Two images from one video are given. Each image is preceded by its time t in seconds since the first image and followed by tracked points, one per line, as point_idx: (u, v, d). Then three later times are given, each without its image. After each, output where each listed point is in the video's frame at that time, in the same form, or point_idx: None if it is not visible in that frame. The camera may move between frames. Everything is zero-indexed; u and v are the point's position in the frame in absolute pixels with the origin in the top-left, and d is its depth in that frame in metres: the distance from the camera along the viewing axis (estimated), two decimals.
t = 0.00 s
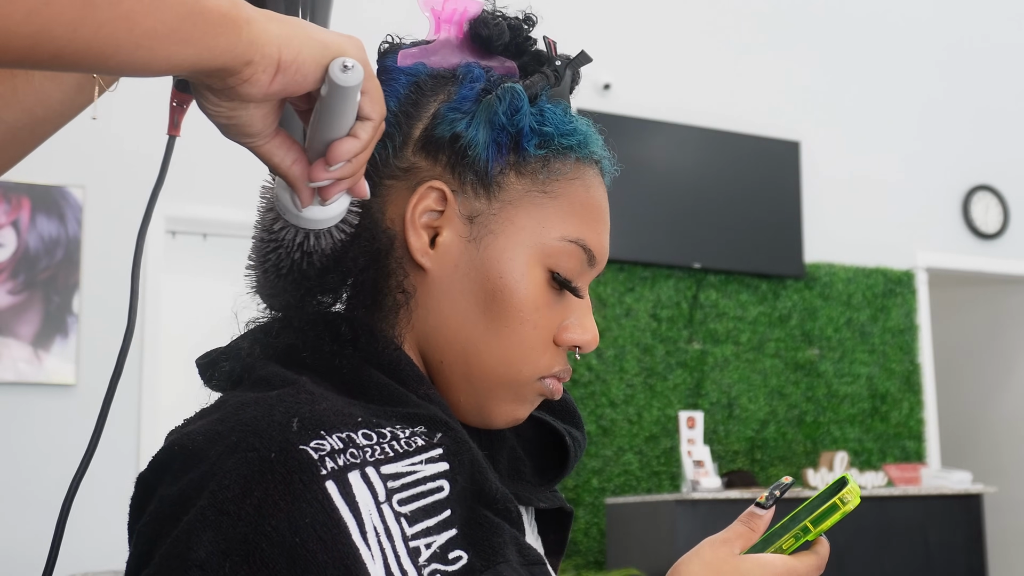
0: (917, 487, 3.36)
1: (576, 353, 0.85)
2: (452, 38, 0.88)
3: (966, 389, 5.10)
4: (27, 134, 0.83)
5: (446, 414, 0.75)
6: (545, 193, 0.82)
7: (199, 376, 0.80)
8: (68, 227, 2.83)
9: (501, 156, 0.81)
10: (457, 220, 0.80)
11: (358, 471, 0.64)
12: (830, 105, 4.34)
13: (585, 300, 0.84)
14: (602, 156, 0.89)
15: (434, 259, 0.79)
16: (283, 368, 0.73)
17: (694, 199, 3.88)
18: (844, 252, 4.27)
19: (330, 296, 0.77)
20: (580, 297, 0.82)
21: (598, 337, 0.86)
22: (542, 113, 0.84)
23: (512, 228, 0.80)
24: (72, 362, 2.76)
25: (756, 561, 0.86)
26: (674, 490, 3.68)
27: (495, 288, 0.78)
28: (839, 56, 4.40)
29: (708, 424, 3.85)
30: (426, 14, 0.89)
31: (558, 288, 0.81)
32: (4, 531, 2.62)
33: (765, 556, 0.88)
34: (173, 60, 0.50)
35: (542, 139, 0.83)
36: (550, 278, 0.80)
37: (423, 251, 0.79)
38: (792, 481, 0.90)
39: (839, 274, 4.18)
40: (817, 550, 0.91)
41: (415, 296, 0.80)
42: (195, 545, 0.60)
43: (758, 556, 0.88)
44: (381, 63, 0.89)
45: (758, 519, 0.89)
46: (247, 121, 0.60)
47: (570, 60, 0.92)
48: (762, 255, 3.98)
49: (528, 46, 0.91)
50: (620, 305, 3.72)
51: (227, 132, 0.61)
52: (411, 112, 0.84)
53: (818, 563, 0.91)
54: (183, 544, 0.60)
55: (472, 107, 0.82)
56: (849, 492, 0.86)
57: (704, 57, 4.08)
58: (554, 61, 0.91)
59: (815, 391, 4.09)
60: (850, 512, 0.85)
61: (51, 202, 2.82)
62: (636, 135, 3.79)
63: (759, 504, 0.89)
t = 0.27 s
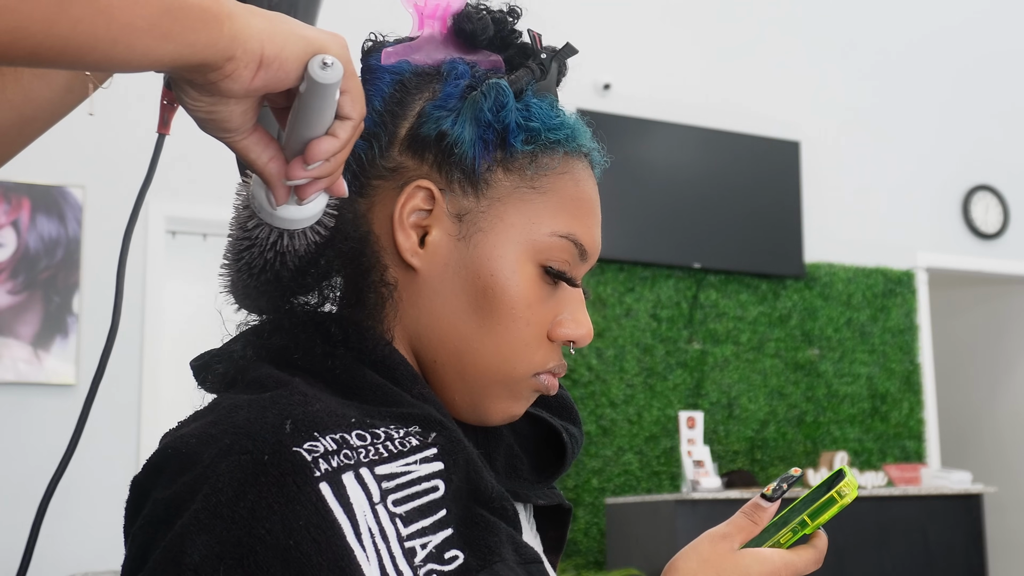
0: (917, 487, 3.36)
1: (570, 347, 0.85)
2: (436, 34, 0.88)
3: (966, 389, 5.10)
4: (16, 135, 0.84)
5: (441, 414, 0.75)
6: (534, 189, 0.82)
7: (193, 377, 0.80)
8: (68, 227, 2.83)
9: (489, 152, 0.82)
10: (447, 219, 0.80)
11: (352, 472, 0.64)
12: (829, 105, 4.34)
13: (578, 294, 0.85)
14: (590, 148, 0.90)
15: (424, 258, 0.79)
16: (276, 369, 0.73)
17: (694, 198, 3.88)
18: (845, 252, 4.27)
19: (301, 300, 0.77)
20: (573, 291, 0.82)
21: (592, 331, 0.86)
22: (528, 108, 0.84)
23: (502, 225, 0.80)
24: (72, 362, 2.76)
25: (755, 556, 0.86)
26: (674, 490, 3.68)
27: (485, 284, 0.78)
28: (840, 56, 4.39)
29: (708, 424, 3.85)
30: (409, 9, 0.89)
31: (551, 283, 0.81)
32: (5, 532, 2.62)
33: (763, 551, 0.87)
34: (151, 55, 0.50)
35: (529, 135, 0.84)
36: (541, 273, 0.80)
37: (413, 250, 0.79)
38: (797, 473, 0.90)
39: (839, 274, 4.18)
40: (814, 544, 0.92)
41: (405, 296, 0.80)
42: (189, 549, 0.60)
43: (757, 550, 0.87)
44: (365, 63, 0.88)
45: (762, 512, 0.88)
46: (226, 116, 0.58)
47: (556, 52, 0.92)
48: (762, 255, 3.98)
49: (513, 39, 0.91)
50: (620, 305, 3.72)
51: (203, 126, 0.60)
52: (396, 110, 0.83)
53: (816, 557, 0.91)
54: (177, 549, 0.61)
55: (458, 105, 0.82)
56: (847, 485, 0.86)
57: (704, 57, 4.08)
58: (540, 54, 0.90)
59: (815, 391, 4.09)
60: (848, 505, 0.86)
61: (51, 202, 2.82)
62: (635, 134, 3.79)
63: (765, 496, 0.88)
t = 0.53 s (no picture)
0: (917, 487, 3.36)
1: (568, 344, 0.84)
2: (426, 32, 0.87)
3: (965, 390, 5.10)
4: None
5: (439, 413, 0.75)
6: (528, 186, 0.82)
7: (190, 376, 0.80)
8: (68, 227, 2.83)
9: (481, 151, 0.81)
10: (441, 219, 0.80)
11: (350, 473, 0.64)
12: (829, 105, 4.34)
13: (575, 291, 0.84)
14: (583, 143, 0.89)
15: (419, 259, 0.79)
16: (273, 370, 0.73)
17: (694, 198, 3.88)
18: (845, 252, 4.27)
19: (264, 295, 0.83)
20: (569, 288, 0.82)
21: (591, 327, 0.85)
22: (519, 105, 0.84)
23: (496, 223, 0.80)
24: (72, 362, 2.76)
25: (755, 554, 0.85)
26: (674, 490, 3.68)
27: (480, 283, 0.78)
28: (840, 57, 4.40)
29: (708, 424, 3.85)
30: (397, 7, 0.88)
31: (547, 280, 0.81)
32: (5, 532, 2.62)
33: (763, 548, 0.87)
34: (121, 56, 0.50)
35: (522, 132, 0.83)
36: (537, 271, 0.80)
37: (408, 251, 0.79)
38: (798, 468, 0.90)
39: (839, 274, 4.18)
40: (813, 542, 0.92)
41: (402, 296, 0.80)
42: (187, 551, 0.60)
43: (757, 547, 0.87)
44: (355, 63, 0.88)
45: (763, 508, 0.88)
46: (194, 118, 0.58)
47: (547, 46, 0.92)
48: (762, 255, 3.98)
49: (503, 34, 0.90)
50: (620, 305, 3.72)
51: (169, 126, 0.60)
52: (387, 111, 0.84)
53: (816, 555, 0.91)
54: (175, 550, 0.61)
55: (449, 104, 0.81)
56: (845, 482, 0.86)
57: (704, 57, 4.08)
58: (530, 49, 0.91)
59: (815, 391, 4.09)
60: (846, 503, 0.86)
61: (51, 202, 2.82)
62: (635, 134, 3.78)
63: (766, 491, 0.88)
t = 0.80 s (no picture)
0: (917, 487, 3.36)
1: (568, 344, 0.84)
2: (427, 33, 0.88)
3: (965, 390, 5.11)
4: None
5: (439, 413, 0.75)
6: (529, 187, 0.82)
7: (191, 381, 0.80)
8: (68, 227, 2.83)
9: (483, 152, 0.81)
10: (442, 218, 0.80)
11: (350, 472, 0.64)
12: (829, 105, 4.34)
13: (575, 293, 0.84)
14: (584, 145, 0.89)
15: (420, 259, 0.79)
16: (273, 370, 0.74)
17: (694, 198, 3.88)
18: (844, 252, 4.27)
19: (244, 292, 0.86)
20: (569, 289, 0.82)
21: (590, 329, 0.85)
22: (521, 106, 0.84)
23: (497, 223, 0.79)
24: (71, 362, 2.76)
25: (753, 553, 0.86)
26: (674, 490, 3.67)
27: (481, 284, 0.78)
28: (840, 57, 4.39)
29: (708, 424, 3.85)
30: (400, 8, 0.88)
31: (547, 282, 0.80)
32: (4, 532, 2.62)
33: (761, 548, 0.87)
34: (89, 57, 0.50)
35: (524, 133, 0.83)
36: (537, 272, 0.80)
37: (409, 251, 0.80)
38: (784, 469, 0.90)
39: (839, 274, 4.18)
40: (813, 542, 0.91)
41: (404, 296, 0.80)
42: (187, 550, 0.60)
43: (756, 548, 0.87)
44: (356, 62, 0.88)
45: (750, 510, 0.89)
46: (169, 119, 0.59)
47: (548, 47, 0.92)
48: (762, 255, 3.98)
49: (504, 36, 0.90)
50: (620, 305, 3.72)
51: (144, 128, 0.60)
52: (389, 111, 0.84)
53: (815, 555, 0.91)
54: (175, 550, 0.61)
55: (452, 104, 0.81)
56: (845, 482, 0.85)
57: (705, 57, 4.08)
58: (531, 51, 0.90)
59: (815, 391, 4.09)
60: (847, 505, 0.85)
61: (51, 202, 2.82)
62: (635, 134, 3.78)
63: (750, 495, 0.88)
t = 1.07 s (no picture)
0: (917, 487, 3.36)
1: (569, 335, 0.82)
2: (411, 29, 0.88)
3: (965, 390, 5.10)
4: None
5: (438, 414, 0.74)
6: (519, 179, 0.80)
7: (192, 383, 0.83)
8: (68, 227, 2.83)
9: (471, 146, 0.80)
10: (434, 216, 0.79)
11: (349, 475, 0.64)
12: (829, 105, 4.34)
13: (573, 282, 0.82)
14: (573, 134, 0.87)
15: (413, 258, 0.78)
16: (272, 371, 0.73)
17: (694, 198, 3.88)
18: (845, 252, 4.26)
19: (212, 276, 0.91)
20: (564, 279, 0.80)
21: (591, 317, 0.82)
22: (508, 99, 0.83)
23: (489, 218, 0.78)
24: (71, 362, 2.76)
25: (756, 559, 0.86)
26: (674, 491, 3.67)
27: (475, 279, 0.76)
28: (840, 57, 4.39)
29: (708, 424, 3.85)
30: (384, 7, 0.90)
31: (543, 273, 0.78)
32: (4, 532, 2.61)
33: (763, 552, 0.87)
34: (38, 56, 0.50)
35: (511, 126, 0.82)
36: (532, 264, 0.78)
37: (402, 251, 0.79)
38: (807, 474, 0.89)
39: (839, 274, 4.18)
40: (812, 544, 0.91)
41: (398, 296, 0.79)
42: (187, 552, 0.61)
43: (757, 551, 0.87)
44: (342, 61, 0.88)
45: (770, 516, 0.87)
46: (139, 99, 0.61)
47: (531, 39, 0.91)
48: (762, 255, 3.97)
49: (488, 30, 0.91)
50: (620, 305, 3.72)
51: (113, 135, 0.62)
52: (376, 110, 0.83)
53: (814, 557, 0.90)
54: (175, 552, 0.61)
55: (438, 101, 0.81)
56: (848, 487, 0.85)
57: (706, 58, 4.08)
58: (516, 43, 0.90)
59: (815, 391, 4.09)
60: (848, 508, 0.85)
61: (51, 202, 2.82)
62: (634, 134, 3.78)
63: (774, 501, 0.87)
